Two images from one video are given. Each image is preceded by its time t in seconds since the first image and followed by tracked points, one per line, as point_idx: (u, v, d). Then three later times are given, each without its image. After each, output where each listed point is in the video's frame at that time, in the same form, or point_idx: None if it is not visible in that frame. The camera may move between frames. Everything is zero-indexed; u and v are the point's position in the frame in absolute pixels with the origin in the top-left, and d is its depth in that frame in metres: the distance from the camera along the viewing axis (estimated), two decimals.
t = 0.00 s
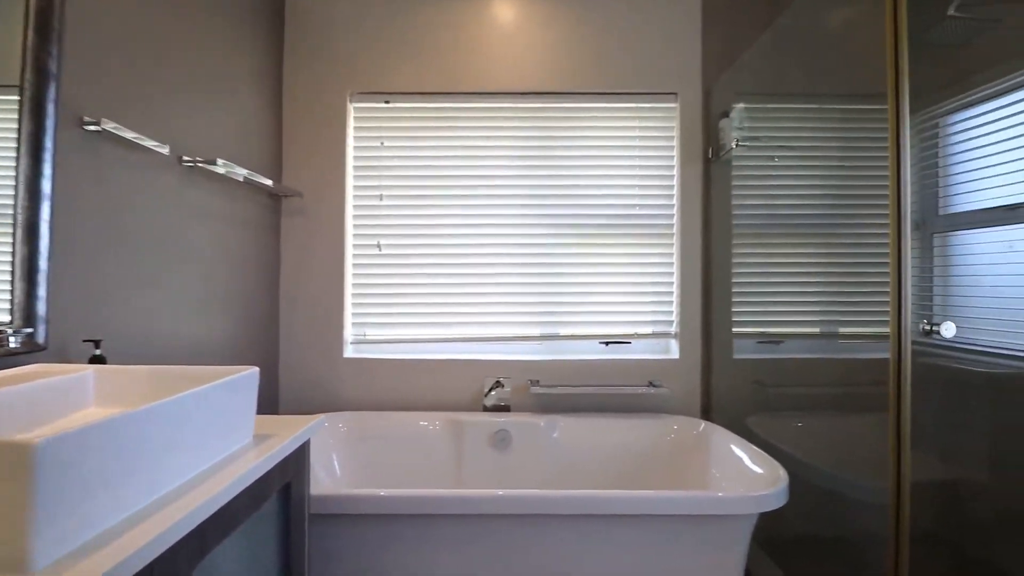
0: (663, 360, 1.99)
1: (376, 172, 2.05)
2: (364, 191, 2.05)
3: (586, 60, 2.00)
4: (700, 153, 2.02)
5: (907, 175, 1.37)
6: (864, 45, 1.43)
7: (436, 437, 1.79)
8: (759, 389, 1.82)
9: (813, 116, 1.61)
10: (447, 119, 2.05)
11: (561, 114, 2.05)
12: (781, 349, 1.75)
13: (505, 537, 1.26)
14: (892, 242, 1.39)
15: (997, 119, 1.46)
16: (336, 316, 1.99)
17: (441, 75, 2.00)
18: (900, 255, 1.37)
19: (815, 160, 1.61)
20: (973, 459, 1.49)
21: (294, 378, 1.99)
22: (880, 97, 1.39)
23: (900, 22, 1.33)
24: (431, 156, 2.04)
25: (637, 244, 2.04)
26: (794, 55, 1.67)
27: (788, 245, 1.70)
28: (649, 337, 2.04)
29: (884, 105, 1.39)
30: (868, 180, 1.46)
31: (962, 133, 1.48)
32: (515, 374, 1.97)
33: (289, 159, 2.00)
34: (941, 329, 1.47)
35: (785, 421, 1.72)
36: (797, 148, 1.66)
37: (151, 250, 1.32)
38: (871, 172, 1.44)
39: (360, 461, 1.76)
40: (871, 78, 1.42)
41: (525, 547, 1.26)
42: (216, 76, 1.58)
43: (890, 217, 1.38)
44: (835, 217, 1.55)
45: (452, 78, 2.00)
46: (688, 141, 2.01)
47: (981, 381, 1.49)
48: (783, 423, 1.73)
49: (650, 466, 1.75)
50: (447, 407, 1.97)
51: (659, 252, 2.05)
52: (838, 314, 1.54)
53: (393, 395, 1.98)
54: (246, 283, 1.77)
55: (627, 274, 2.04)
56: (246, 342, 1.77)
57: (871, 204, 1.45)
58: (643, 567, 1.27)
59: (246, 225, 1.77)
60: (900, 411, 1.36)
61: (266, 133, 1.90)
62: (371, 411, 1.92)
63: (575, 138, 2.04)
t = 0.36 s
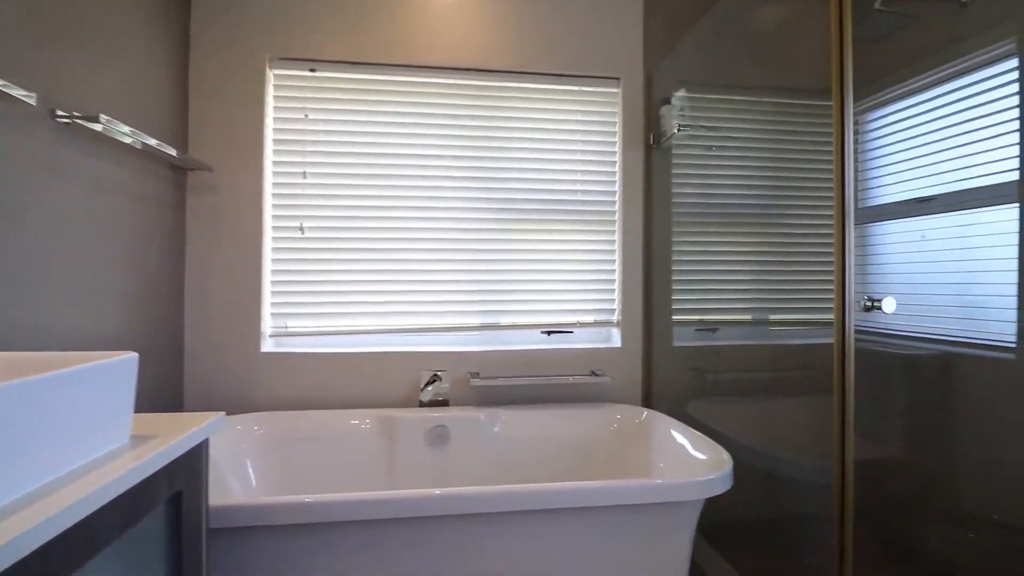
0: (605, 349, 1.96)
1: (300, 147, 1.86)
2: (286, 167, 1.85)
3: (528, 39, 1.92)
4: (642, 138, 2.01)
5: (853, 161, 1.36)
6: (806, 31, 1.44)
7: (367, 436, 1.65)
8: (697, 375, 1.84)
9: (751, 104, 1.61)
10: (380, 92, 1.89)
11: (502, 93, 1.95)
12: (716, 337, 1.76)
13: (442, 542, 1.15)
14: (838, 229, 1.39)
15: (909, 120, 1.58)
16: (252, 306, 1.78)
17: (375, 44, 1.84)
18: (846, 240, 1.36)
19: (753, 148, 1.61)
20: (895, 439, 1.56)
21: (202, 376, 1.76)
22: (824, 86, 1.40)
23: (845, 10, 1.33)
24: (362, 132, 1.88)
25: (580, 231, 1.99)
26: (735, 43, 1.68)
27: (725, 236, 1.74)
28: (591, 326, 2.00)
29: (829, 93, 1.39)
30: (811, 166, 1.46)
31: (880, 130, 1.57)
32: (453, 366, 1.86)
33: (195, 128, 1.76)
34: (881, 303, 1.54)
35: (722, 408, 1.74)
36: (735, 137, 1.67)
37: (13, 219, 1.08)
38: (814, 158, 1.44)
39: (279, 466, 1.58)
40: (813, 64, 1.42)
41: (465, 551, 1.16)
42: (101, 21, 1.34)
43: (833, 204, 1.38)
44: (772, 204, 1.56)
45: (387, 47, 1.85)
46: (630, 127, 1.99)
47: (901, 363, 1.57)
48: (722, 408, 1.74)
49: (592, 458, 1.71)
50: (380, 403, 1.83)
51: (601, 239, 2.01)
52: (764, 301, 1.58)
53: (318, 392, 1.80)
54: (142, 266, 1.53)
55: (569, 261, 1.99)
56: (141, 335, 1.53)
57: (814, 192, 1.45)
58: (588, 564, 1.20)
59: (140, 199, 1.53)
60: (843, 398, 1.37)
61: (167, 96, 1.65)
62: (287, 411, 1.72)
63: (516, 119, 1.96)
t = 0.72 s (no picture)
0: (551, 339, 1.89)
1: (210, 114, 1.63)
2: (196, 137, 1.63)
3: (471, 12, 1.82)
4: (587, 123, 1.97)
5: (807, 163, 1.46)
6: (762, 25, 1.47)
7: (292, 439, 1.47)
8: (642, 364, 1.81)
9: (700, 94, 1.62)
10: (307, 58, 1.70)
11: (442, 67, 1.83)
12: (659, 325, 1.75)
13: (364, 554, 0.97)
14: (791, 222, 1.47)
15: (841, 103, 1.56)
16: (155, 295, 1.55)
17: (301, 4, 1.67)
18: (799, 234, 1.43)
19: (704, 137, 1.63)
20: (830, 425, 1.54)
21: (90, 377, 1.51)
22: (776, 86, 1.46)
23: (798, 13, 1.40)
24: (285, 100, 1.69)
25: (524, 216, 1.91)
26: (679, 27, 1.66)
27: (668, 224, 1.72)
28: (536, 315, 1.92)
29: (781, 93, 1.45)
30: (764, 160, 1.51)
31: (819, 109, 1.52)
32: (389, 359, 1.71)
33: (82, 87, 1.50)
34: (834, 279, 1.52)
35: (666, 395, 1.73)
36: (684, 124, 1.67)
37: None
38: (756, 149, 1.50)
39: (185, 478, 1.38)
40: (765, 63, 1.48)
41: (392, 562, 0.98)
42: None
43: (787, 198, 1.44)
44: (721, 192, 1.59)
45: (315, 9, 1.68)
46: (575, 111, 1.95)
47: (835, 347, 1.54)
48: (667, 396, 1.72)
49: (539, 452, 1.63)
50: (306, 402, 1.65)
51: (546, 225, 1.95)
52: (707, 288, 1.62)
53: (233, 391, 1.60)
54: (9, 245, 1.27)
55: (514, 247, 1.90)
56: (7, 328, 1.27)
57: (767, 185, 1.49)
58: (535, 567, 1.07)
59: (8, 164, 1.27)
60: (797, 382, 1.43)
61: (45, 45, 1.39)
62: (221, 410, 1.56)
63: (458, 96, 1.84)
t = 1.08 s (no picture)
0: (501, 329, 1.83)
1: (117, 76, 1.44)
2: (101, 102, 1.42)
3: None
4: (538, 109, 1.93)
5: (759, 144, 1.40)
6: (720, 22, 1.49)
7: (215, 441, 1.33)
8: (591, 355, 1.82)
9: (663, 90, 1.66)
10: (236, 21, 1.54)
11: (387, 41, 1.72)
12: (607, 315, 1.78)
13: (304, 562, 0.85)
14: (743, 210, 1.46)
15: (786, 96, 1.54)
16: (47, 281, 1.34)
17: None
18: (755, 220, 1.39)
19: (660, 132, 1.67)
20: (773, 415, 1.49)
21: None
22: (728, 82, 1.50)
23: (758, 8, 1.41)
24: (207, 66, 1.52)
25: (473, 202, 1.84)
26: (652, 24, 1.67)
27: (617, 213, 1.75)
28: (485, 305, 1.86)
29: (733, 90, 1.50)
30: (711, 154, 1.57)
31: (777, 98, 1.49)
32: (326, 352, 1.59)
33: None
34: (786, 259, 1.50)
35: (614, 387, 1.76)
36: (640, 116, 1.70)
37: None
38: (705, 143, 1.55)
39: (86, 490, 1.19)
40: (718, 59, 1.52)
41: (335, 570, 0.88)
42: None
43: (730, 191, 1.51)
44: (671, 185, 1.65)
45: None
46: (525, 96, 1.90)
47: (776, 334, 1.51)
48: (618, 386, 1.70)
49: (489, 445, 1.56)
50: (232, 400, 1.49)
51: (496, 212, 1.88)
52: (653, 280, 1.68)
53: (148, 391, 1.42)
54: None
55: (462, 235, 1.83)
56: None
57: (717, 180, 1.54)
58: (487, 566, 1.00)
59: None
60: (751, 368, 1.41)
61: None
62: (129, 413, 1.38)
63: (404, 74, 1.74)
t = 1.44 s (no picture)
0: (456, 323, 1.77)
1: (23, 39, 1.26)
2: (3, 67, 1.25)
3: None
4: (494, 99, 1.89)
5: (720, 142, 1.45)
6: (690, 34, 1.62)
7: (138, 446, 1.18)
8: (548, 348, 1.80)
9: (623, 95, 1.83)
10: None
11: (334, 18, 1.62)
12: (562, 310, 1.79)
13: None
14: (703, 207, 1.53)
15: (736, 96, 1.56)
16: None
17: None
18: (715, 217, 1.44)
19: (620, 136, 1.84)
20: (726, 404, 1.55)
21: None
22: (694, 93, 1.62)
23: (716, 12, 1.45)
24: (131, 34, 1.37)
25: (426, 191, 1.77)
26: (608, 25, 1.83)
27: (574, 206, 1.80)
28: (439, 299, 1.79)
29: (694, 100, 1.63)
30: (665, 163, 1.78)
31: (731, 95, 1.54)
32: (268, 348, 1.47)
33: None
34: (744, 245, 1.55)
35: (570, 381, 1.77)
36: (600, 117, 1.81)
37: None
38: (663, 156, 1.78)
39: None
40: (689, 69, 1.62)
41: None
42: None
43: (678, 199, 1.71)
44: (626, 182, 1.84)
45: None
46: (481, 84, 1.85)
47: (729, 327, 1.57)
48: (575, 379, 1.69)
49: (444, 443, 1.51)
50: (159, 403, 1.35)
51: (450, 202, 1.82)
52: (607, 274, 1.80)
53: (76, 393, 1.26)
54: None
55: (415, 225, 1.76)
56: None
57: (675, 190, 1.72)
58: (443, 569, 0.94)
59: None
60: (711, 356, 1.48)
61: None
62: (28, 420, 1.19)
63: (353, 55, 1.65)
